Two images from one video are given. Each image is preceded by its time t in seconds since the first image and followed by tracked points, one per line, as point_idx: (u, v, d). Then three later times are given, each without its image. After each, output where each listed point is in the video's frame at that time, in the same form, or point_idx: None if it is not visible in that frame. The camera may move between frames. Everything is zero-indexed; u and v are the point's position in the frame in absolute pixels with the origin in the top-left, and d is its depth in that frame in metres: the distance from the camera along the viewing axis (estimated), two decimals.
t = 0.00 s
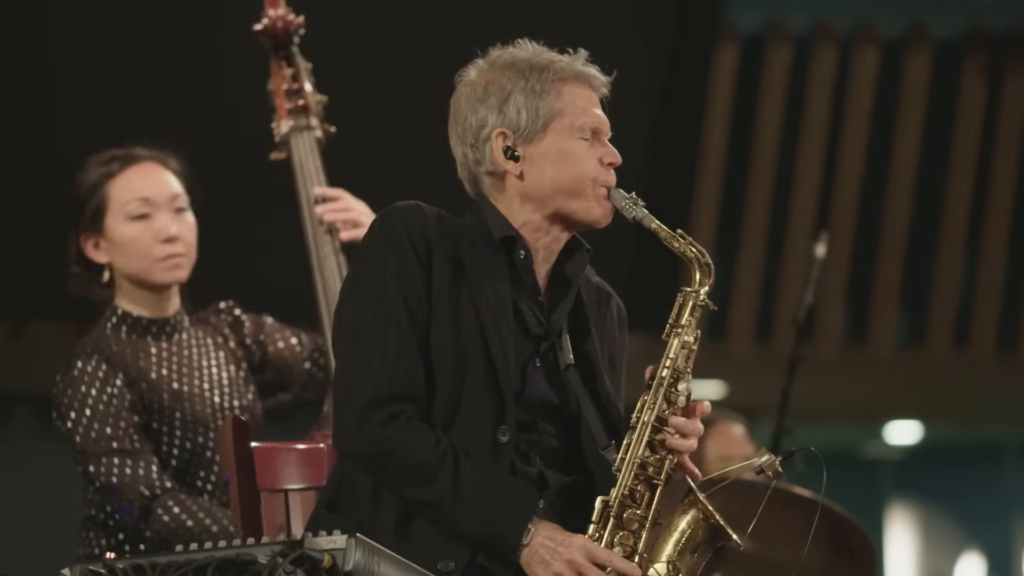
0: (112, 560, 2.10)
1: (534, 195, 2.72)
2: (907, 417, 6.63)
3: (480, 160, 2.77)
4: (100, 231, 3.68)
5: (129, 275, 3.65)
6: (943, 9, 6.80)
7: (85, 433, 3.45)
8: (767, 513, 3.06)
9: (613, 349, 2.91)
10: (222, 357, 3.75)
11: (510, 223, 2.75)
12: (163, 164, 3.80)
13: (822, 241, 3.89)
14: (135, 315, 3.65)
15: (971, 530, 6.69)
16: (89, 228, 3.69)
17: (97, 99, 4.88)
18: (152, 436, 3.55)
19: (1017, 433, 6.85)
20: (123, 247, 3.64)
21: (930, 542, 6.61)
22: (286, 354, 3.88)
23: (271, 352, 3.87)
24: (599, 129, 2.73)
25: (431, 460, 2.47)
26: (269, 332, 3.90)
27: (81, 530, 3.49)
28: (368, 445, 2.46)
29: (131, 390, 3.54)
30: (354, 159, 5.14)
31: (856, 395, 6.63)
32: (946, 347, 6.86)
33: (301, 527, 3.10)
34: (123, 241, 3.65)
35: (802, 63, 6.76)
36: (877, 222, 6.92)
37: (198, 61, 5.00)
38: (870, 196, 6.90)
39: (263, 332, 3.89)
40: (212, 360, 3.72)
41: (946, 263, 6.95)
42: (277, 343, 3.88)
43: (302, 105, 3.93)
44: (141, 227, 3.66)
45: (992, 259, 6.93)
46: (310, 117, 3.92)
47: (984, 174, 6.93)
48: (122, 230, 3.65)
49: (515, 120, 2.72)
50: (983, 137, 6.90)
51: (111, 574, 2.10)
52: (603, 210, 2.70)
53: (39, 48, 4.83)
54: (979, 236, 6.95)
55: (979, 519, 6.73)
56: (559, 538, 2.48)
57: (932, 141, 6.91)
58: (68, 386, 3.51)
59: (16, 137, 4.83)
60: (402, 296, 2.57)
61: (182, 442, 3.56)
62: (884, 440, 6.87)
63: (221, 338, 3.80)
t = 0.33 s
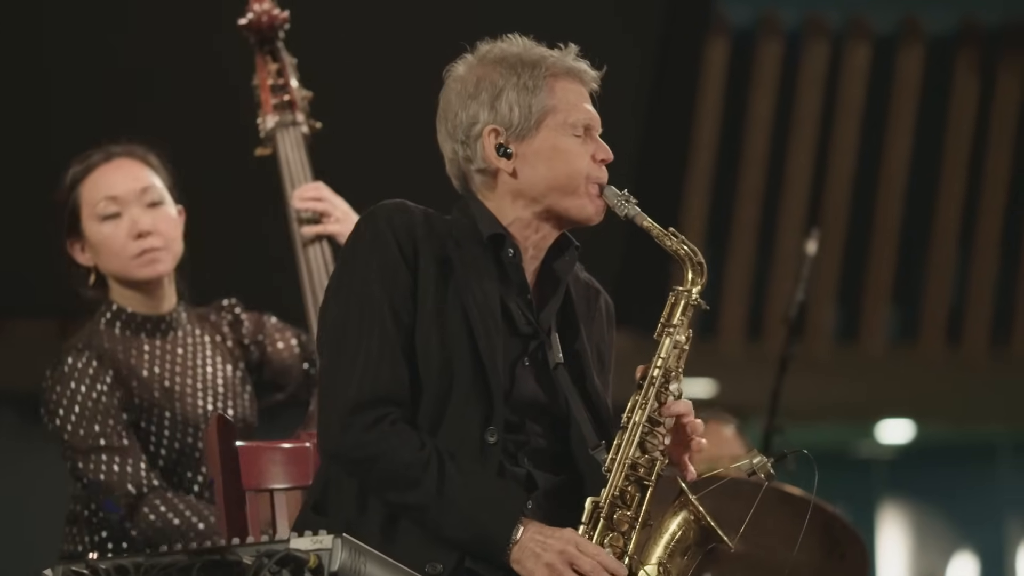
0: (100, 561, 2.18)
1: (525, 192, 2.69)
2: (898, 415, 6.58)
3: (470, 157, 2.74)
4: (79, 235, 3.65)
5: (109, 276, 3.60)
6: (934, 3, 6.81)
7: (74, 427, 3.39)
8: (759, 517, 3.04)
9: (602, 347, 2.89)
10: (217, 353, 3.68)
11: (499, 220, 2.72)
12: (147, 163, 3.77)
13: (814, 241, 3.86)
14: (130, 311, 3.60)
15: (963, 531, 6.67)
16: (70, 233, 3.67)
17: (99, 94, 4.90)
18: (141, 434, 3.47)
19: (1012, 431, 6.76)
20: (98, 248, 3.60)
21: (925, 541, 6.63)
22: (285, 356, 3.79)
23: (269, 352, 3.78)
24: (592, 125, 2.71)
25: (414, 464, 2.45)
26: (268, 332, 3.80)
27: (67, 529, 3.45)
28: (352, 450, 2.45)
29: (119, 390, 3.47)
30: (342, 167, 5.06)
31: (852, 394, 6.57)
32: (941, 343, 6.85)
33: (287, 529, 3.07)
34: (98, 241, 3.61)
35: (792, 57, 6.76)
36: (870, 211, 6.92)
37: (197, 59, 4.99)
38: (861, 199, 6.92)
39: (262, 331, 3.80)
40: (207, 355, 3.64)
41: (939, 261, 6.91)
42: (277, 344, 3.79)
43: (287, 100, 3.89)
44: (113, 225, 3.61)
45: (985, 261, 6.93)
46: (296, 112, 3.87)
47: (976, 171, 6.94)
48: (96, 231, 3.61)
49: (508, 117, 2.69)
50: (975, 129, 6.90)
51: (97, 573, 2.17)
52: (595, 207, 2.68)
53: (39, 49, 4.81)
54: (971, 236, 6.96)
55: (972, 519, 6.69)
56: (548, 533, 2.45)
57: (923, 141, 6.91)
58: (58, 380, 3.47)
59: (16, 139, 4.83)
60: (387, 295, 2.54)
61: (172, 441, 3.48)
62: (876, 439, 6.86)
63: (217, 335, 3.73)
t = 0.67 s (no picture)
0: (85, 559, 2.12)
1: (512, 188, 2.66)
2: (891, 413, 6.54)
3: (456, 153, 2.70)
4: (106, 208, 3.69)
5: (126, 250, 3.63)
6: None
7: (72, 407, 3.38)
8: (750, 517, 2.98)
9: (588, 341, 2.85)
10: (212, 359, 3.63)
11: (485, 216, 2.69)
12: (183, 155, 3.81)
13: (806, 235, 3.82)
14: (132, 302, 3.59)
15: (959, 528, 6.61)
16: (98, 206, 3.71)
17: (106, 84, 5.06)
18: (136, 423, 3.42)
19: (1009, 431, 6.74)
20: (121, 220, 3.64)
21: (919, 541, 6.56)
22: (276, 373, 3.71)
23: (260, 368, 3.72)
24: (578, 119, 2.67)
25: (397, 469, 2.41)
26: (261, 343, 3.76)
27: (54, 527, 3.42)
28: (335, 453, 2.41)
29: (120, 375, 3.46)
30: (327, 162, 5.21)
31: (844, 392, 6.54)
32: (931, 344, 6.76)
33: (273, 527, 3.07)
34: (123, 214, 3.64)
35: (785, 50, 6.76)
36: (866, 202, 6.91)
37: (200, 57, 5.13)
38: (855, 193, 6.91)
39: (255, 344, 3.75)
40: (202, 358, 3.61)
41: (934, 254, 6.88)
42: (268, 365, 3.71)
43: (280, 94, 3.85)
44: (143, 199, 3.65)
45: (980, 253, 6.87)
46: (289, 106, 3.84)
47: (972, 163, 6.92)
48: (123, 203, 3.65)
49: (494, 112, 2.65)
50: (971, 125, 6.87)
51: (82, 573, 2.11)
52: (581, 202, 2.65)
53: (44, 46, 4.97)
54: (967, 229, 6.92)
55: (968, 519, 6.63)
56: (536, 528, 2.43)
57: (920, 135, 6.90)
58: (58, 360, 3.46)
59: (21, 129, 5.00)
60: (371, 297, 2.50)
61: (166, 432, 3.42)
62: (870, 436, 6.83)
63: (212, 340, 3.69)
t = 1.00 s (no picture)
0: (71, 552, 2.13)
1: (506, 175, 2.61)
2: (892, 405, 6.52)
3: (448, 139, 2.65)
4: (122, 195, 3.65)
5: (138, 236, 3.59)
6: None
7: (76, 385, 3.33)
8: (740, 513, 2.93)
9: (586, 334, 2.80)
10: (216, 358, 3.57)
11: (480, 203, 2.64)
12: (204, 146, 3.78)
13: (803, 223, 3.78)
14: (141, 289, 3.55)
15: (958, 522, 6.54)
16: (114, 192, 3.67)
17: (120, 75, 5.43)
18: (137, 411, 3.37)
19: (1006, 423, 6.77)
20: (136, 208, 3.60)
21: (918, 534, 6.50)
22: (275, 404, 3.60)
23: (260, 390, 3.61)
24: (574, 106, 2.62)
25: (389, 459, 2.36)
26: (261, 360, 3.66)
27: (42, 512, 3.37)
28: (327, 443, 2.36)
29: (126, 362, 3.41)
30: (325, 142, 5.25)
31: (842, 388, 6.51)
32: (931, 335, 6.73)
33: (261, 520, 2.99)
34: (137, 202, 3.60)
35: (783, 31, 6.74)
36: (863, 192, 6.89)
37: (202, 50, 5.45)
38: (854, 179, 6.90)
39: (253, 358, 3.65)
40: (207, 356, 3.54)
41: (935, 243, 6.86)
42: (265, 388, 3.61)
43: (276, 83, 3.81)
44: (159, 188, 3.61)
45: (980, 247, 6.85)
46: (285, 95, 3.81)
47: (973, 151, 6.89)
48: (137, 190, 3.62)
49: (487, 97, 2.60)
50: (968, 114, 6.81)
51: (68, 565, 2.12)
52: (575, 189, 2.60)
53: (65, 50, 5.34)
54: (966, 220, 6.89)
55: (968, 512, 6.55)
56: (524, 525, 2.36)
57: (918, 123, 6.87)
58: (63, 338, 3.40)
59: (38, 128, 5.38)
60: (364, 284, 2.45)
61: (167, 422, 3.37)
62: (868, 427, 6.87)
63: (216, 337, 3.61)
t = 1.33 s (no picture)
0: (62, 545, 2.07)
1: (499, 161, 2.56)
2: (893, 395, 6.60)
3: (440, 125, 2.61)
4: (110, 178, 3.61)
5: (126, 226, 3.55)
6: None
7: (53, 382, 3.28)
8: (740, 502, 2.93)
9: (582, 325, 2.76)
10: (188, 348, 3.52)
11: (472, 190, 2.59)
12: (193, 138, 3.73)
13: (802, 210, 3.73)
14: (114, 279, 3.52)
15: (959, 514, 6.36)
16: (99, 173, 3.63)
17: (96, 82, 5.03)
18: (116, 403, 3.33)
19: (1010, 413, 6.76)
20: (127, 197, 3.56)
21: (918, 525, 6.26)
22: (248, 392, 3.54)
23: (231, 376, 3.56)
24: (568, 91, 2.58)
25: (383, 449, 2.31)
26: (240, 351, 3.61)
27: (23, 510, 3.34)
28: (319, 434, 2.31)
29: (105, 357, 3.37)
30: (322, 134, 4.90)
31: (841, 373, 6.57)
32: (933, 322, 6.84)
33: (252, 513, 2.95)
34: (129, 191, 3.57)
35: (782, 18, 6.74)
36: (865, 175, 6.89)
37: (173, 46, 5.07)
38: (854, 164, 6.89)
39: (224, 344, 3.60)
40: (173, 346, 3.49)
41: (935, 230, 6.94)
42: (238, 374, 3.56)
43: (257, 67, 3.74)
44: (152, 181, 3.58)
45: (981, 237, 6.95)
46: (267, 79, 3.73)
47: (974, 142, 6.96)
48: (131, 179, 3.58)
49: (479, 82, 2.56)
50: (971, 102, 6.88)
51: (58, 560, 2.06)
52: (569, 175, 2.54)
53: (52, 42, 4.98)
54: (970, 205, 6.95)
55: (969, 505, 6.41)
56: (524, 513, 2.31)
57: (920, 108, 6.87)
58: (38, 335, 3.34)
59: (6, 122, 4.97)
60: (355, 272, 2.40)
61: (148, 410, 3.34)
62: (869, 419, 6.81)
63: (189, 329, 3.56)
